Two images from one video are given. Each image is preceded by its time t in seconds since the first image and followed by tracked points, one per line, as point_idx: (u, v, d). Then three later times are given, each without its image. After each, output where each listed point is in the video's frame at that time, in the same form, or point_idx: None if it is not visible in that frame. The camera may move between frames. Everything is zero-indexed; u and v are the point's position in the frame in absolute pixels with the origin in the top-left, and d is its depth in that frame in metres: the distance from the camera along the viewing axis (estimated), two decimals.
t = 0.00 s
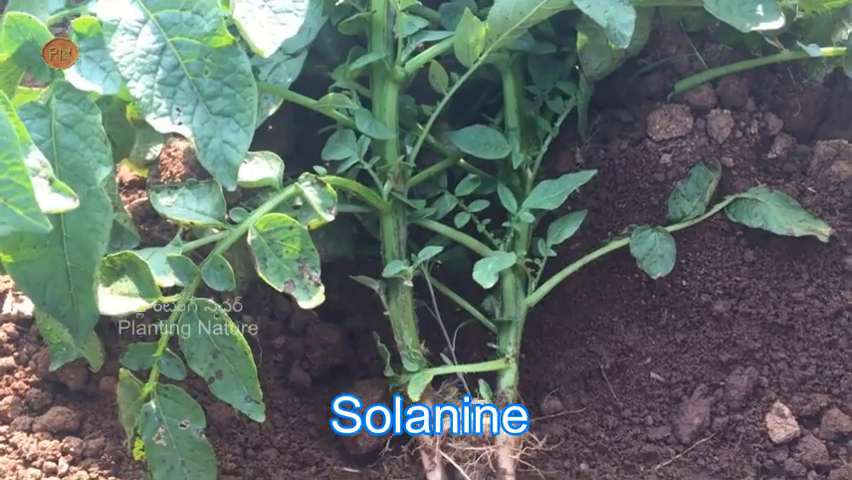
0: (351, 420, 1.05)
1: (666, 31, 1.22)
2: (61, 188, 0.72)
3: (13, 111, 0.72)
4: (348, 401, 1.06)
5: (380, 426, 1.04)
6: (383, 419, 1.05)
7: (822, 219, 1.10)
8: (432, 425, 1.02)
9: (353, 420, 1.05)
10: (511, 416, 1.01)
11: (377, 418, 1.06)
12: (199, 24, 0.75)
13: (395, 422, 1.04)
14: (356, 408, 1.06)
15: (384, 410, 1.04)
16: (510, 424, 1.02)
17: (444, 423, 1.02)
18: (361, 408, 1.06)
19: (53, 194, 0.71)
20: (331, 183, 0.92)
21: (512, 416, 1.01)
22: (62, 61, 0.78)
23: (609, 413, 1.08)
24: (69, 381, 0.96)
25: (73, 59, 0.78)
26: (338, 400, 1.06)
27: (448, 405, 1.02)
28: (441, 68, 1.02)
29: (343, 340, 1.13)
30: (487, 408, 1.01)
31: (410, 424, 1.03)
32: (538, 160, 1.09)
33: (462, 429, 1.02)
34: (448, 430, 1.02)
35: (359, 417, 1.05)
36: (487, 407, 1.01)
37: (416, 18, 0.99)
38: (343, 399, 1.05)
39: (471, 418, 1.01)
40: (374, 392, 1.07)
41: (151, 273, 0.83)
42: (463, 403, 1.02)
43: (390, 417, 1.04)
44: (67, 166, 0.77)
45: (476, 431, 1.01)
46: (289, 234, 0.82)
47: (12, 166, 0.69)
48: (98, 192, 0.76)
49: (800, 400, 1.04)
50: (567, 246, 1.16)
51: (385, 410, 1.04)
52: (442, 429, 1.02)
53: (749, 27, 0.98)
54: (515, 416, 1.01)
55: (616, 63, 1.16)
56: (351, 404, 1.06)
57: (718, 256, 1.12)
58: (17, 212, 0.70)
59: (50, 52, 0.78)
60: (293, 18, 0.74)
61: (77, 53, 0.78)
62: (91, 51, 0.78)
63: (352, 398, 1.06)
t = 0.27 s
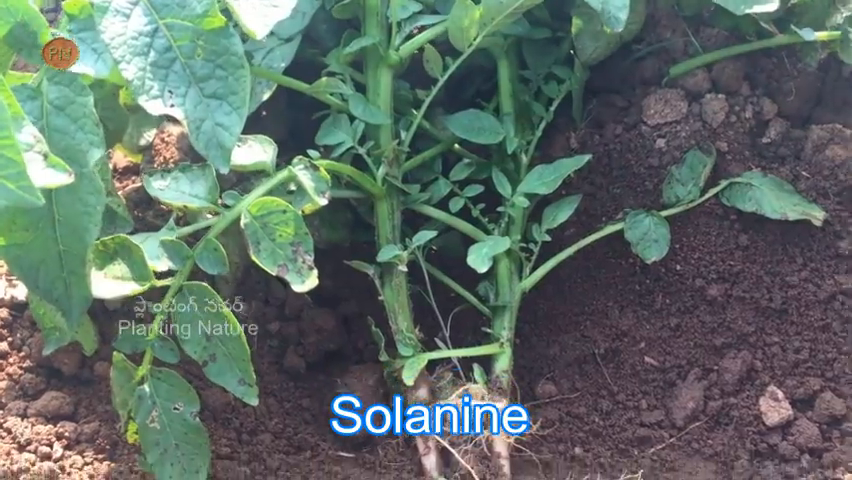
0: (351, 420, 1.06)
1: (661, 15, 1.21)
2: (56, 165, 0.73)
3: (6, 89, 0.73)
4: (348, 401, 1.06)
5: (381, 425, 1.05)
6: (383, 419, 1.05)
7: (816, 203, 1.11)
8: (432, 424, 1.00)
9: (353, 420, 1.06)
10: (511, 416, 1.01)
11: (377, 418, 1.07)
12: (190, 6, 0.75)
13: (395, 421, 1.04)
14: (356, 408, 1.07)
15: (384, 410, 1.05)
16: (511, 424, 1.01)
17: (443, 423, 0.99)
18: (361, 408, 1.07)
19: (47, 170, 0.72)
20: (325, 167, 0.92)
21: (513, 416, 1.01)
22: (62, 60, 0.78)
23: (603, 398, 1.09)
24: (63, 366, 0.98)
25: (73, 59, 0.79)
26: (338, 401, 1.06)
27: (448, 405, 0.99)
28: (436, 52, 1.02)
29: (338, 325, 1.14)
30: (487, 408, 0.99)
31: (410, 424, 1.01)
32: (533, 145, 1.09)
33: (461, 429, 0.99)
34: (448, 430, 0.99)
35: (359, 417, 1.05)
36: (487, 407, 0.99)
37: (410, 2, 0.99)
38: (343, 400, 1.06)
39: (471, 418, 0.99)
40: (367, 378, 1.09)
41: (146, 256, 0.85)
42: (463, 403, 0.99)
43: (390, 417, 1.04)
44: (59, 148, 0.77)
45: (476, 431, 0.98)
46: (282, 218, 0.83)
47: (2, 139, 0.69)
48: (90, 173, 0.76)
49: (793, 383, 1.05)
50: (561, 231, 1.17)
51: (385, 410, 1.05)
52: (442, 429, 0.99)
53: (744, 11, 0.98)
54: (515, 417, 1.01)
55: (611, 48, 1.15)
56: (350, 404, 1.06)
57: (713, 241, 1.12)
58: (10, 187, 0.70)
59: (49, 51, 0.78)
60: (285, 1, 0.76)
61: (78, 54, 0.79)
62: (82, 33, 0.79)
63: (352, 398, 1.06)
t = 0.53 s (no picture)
0: (350, 419, 1.04)
1: None
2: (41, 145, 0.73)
3: None
4: (348, 401, 1.05)
5: (380, 425, 1.03)
6: (383, 419, 1.03)
7: (810, 183, 1.10)
8: (432, 425, 0.99)
9: (353, 420, 1.04)
10: (512, 416, 1.01)
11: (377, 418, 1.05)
12: None
13: (395, 422, 1.02)
14: (356, 408, 1.05)
15: (384, 410, 1.03)
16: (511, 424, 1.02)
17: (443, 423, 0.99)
18: (361, 408, 1.05)
19: (31, 151, 0.72)
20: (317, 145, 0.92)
21: (512, 416, 1.01)
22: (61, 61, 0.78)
23: (598, 378, 1.09)
24: (54, 347, 1.00)
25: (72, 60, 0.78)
26: (338, 400, 1.05)
27: (448, 405, 0.99)
28: (428, 30, 1.01)
29: (332, 306, 1.14)
30: (487, 407, 0.99)
31: (410, 424, 1.00)
32: (527, 125, 1.09)
33: (461, 429, 0.98)
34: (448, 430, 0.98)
35: (359, 417, 1.04)
36: (487, 407, 0.99)
37: None
38: (343, 399, 1.05)
39: (471, 418, 0.98)
40: (360, 358, 1.09)
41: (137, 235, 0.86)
42: (463, 403, 0.99)
43: (390, 417, 1.03)
44: (47, 125, 0.77)
45: (476, 432, 0.98)
46: (274, 196, 0.84)
47: None
48: (78, 150, 0.76)
49: (787, 363, 1.05)
50: (555, 212, 1.16)
51: (385, 410, 1.03)
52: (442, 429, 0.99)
53: None
54: (515, 417, 1.01)
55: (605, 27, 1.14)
56: (350, 404, 1.05)
57: (707, 221, 1.12)
58: None
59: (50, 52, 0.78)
60: None
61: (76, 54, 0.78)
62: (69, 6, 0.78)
63: (352, 397, 1.05)
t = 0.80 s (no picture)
0: (351, 419, 1.03)
1: None
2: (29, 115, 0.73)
3: None
4: (349, 401, 1.04)
5: (381, 425, 1.02)
6: (383, 419, 1.03)
7: (804, 158, 1.09)
8: (432, 425, 1.00)
9: (353, 420, 1.03)
10: (511, 416, 1.02)
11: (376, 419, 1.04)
12: None
13: (395, 422, 1.01)
14: (356, 408, 1.05)
15: (384, 410, 1.03)
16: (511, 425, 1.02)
17: (443, 424, 1.00)
18: (361, 408, 1.04)
19: (19, 120, 0.72)
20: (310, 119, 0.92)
21: (512, 416, 1.02)
22: (61, 60, 0.79)
23: (591, 355, 1.09)
24: (47, 323, 1.03)
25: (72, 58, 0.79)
26: (339, 400, 1.04)
27: (448, 405, 1.00)
28: (422, 4, 1.00)
29: (326, 283, 1.14)
30: (487, 407, 1.01)
31: (410, 424, 1.01)
32: (521, 101, 1.08)
33: (462, 429, 1.00)
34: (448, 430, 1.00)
35: (359, 417, 1.03)
36: (487, 407, 1.01)
37: None
38: (344, 399, 1.04)
39: (471, 418, 1.00)
40: (354, 335, 1.08)
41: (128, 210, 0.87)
42: (464, 403, 1.01)
43: (390, 417, 1.02)
44: (34, 95, 0.78)
45: (476, 431, 1.00)
46: (265, 169, 0.84)
47: None
48: (66, 121, 0.77)
49: (781, 339, 1.05)
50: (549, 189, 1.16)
51: (385, 409, 1.02)
52: (442, 429, 1.00)
53: None
54: (515, 417, 1.02)
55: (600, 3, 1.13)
56: (351, 404, 1.04)
57: (701, 197, 1.11)
58: None
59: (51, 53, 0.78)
60: None
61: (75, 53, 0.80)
62: None
63: (353, 397, 1.04)
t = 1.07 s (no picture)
0: (350, 420, 1.01)
1: None
2: (17, 76, 0.75)
3: None
4: (349, 401, 1.02)
5: (380, 426, 1.00)
6: (383, 419, 1.02)
7: (802, 128, 1.09)
8: (432, 425, 1.00)
9: (353, 420, 1.01)
10: (511, 416, 1.00)
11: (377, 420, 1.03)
12: None
13: (395, 422, 1.00)
14: (356, 408, 1.02)
15: (384, 410, 1.01)
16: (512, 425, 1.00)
17: (443, 424, 1.00)
18: (361, 408, 1.02)
19: (8, 81, 0.74)
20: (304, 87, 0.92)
21: (512, 416, 1.00)
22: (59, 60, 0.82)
23: (587, 326, 1.10)
24: (41, 293, 1.04)
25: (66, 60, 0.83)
26: (338, 400, 1.02)
27: (448, 406, 1.01)
28: None
29: (321, 254, 1.14)
30: (487, 408, 1.00)
31: (410, 424, 1.00)
32: (517, 71, 1.07)
33: (461, 429, 0.99)
34: (448, 430, 0.99)
35: (359, 417, 1.01)
36: (486, 407, 1.00)
37: None
38: (343, 398, 1.02)
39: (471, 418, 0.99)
40: (349, 305, 1.08)
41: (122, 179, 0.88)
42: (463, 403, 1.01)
43: (390, 417, 1.01)
44: (25, 61, 0.78)
45: (476, 432, 0.98)
46: (259, 136, 0.84)
47: None
48: (58, 86, 0.78)
49: (776, 308, 1.05)
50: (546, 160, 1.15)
51: (386, 410, 1.01)
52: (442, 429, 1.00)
53: None
54: (515, 416, 1.00)
55: None
56: (351, 404, 1.02)
57: (698, 168, 1.11)
58: None
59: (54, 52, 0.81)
60: None
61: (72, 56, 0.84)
62: None
63: (353, 397, 1.02)
